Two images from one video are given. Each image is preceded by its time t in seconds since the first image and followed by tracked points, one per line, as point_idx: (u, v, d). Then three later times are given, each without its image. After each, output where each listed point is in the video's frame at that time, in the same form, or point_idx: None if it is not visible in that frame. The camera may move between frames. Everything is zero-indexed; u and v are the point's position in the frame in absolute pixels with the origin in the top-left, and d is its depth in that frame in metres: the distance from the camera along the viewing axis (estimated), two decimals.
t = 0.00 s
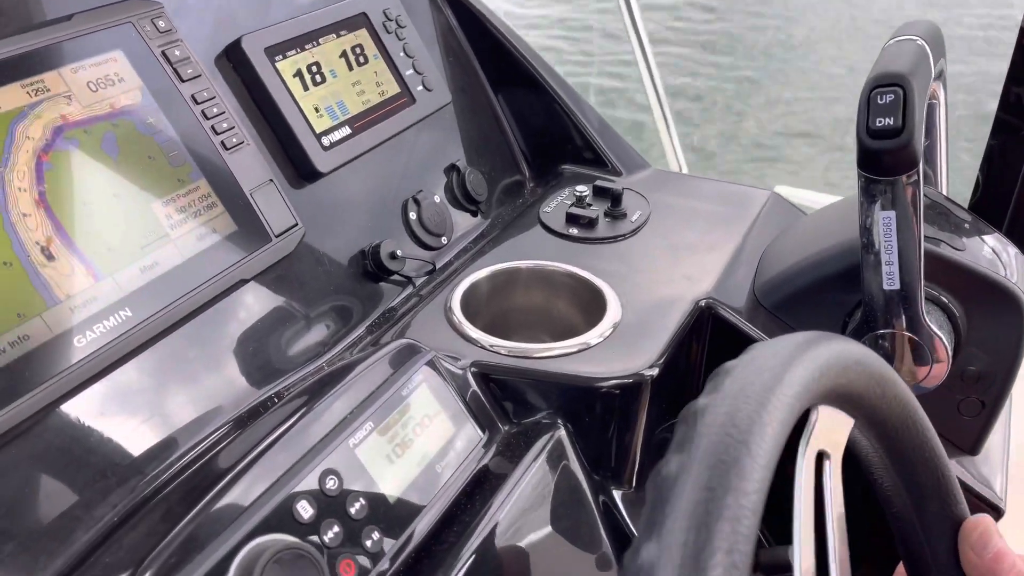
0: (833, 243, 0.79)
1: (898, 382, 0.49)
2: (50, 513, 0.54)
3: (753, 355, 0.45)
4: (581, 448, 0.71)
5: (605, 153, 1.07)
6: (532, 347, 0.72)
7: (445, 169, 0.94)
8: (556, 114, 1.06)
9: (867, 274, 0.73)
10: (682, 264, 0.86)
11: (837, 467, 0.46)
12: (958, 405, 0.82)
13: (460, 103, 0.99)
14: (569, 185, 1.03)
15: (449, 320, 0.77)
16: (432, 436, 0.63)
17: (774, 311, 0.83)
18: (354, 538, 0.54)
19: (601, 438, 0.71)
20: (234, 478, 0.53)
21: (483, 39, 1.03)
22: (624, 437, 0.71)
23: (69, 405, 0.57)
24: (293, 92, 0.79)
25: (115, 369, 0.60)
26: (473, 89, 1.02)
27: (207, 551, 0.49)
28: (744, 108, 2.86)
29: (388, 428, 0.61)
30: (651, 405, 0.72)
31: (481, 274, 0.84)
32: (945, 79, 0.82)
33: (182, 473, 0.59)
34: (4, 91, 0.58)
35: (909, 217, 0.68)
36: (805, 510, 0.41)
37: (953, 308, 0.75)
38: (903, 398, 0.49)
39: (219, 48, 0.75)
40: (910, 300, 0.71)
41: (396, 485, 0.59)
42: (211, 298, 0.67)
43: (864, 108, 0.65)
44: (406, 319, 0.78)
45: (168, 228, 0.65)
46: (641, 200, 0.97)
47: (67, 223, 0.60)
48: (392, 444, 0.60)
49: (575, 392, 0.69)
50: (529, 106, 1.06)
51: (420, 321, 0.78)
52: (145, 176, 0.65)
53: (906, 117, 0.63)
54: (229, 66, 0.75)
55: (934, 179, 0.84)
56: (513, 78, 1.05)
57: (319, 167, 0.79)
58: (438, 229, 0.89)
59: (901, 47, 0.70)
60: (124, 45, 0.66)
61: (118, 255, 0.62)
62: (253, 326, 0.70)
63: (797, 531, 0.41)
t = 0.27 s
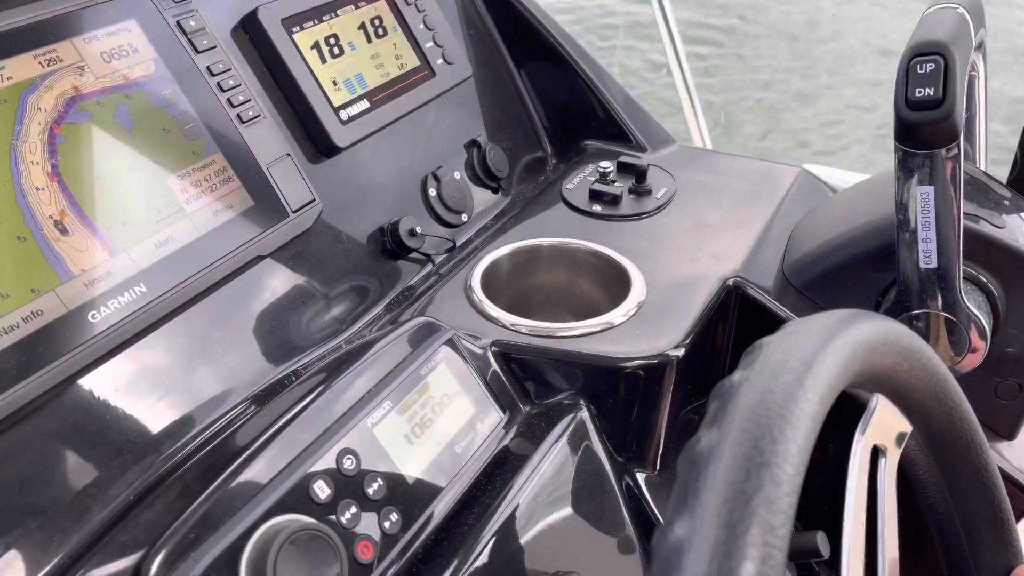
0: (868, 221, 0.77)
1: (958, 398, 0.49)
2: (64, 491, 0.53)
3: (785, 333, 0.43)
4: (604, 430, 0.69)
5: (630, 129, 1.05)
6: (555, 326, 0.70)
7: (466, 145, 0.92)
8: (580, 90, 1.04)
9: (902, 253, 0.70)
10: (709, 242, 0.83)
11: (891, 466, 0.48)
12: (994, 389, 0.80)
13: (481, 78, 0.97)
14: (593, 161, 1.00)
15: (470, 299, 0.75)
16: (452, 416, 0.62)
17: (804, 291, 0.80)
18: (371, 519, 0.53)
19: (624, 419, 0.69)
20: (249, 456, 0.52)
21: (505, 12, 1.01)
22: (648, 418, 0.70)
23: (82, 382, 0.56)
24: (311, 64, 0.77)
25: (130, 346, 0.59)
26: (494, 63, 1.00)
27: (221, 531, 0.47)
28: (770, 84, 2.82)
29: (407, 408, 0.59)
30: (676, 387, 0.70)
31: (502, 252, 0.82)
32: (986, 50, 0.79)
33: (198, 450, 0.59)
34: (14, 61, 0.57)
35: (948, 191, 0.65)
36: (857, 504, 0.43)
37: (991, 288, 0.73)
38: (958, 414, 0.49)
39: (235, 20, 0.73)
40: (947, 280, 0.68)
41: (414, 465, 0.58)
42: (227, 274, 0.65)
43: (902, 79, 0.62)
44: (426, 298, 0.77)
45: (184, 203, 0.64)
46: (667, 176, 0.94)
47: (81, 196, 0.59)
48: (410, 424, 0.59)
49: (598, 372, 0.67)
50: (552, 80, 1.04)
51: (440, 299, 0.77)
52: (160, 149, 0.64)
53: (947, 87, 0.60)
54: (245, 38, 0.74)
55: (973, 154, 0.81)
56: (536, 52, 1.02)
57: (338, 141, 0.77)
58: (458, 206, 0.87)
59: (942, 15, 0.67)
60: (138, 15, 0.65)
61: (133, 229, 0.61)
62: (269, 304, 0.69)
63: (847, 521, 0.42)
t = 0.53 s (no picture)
0: (895, 197, 0.76)
1: (1000, 403, 0.49)
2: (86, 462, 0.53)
3: (808, 306, 0.42)
4: (623, 407, 0.69)
5: (652, 107, 1.04)
6: (574, 303, 0.70)
7: (485, 122, 0.92)
8: (601, 66, 1.03)
9: (929, 231, 0.69)
10: (731, 219, 0.82)
11: (928, 462, 0.47)
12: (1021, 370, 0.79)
13: (502, 54, 0.96)
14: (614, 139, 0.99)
15: (488, 276, 0.75)
16: (470, 391, 0.62)
17: (827, 269, 0.79)
18: (389, 491, 0.54)
19: (643, 397, 0.69)
20: (268, 429, 0.52)
21: None
22: (667, 397, 0.69)
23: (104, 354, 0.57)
24: (330, 40, 0.77)
25: (150, 319, 0.59)
26: (515, 40, 0.99)
27: (240, 502, 0.48)
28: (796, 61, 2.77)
29: (425, 382, 0.59)
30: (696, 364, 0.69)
31: (522, 228, 0.81)
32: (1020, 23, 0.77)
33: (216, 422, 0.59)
34: (34, 35, 0.57)
35: (977, 166, 0.64)
36: (890, 495, 0.42)
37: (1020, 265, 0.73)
38: (1003, 419, 0.50)
39: None
40: (976, 256, 0.67)
41: (432, 440, 0.58)
42: (246, 249, 0.66)
43: (931, 51, 0.61)
44: (444, 275, 0.77)
45: (204, 178, 0.64)
46: (689, 153, 0.93)
47: (102, 170, 0.59)
48: (427, 399, 0.59)
49: (617, 349, 0.67)
50: (572, 57, 1.03)
51: (459, 277, 0.76)
52: (180, 124, 0.64)
53: (977, 60, 0.58)
54: (264, 14, 0.73)
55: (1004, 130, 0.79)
56: (557, 28, 1.01)
57: (357, 118, 0.77)
58: (478, 183, 0.87)
59: None
60: None
61: (153, 204, 0.61)
62: (290, 280, 0.69)
63: (878, 511, 0.41)
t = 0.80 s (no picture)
0: (930, 173, 0.75)
1: None
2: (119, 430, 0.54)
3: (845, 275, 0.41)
4: (651, 383, 0.69)
5: (679, 84, 1.03)
6: (602, 279, 0.70)
7: (512, 100, 0.91)
8: (629, 44, 1.02)
9: (964, 208, 0.67)
10: (760, 197, 0.81)
11: (971, 446, 0.48)
12: None
13: (530, 31, 0.96)
14: (641, 117, 0.99)
15: (516, 252, 0.75)
16: (498, 364, 0.62)
17: (858, 248, 0.78)
18: (418, 461, 0.54)
19: (671, 374, 0.69)
20: (299, 398, 0.52)
21: None
22: (695, 374, 0.69)
23: (137, 323, 0.57)
24: (360, 15, 0.77)
25: (180, 292, 0.60)
26: (543, 17, 0.98)
27: (273, 468, 0.48)
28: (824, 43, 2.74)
29: (453, 355, 0.59)
30: (726, 341, 0.69)
31: (550, 205, 0.81)
32: None
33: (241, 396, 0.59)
34: (68, 7, 0.58)
35: (1015, 142, 0.63)
36: (929, 478, 0.43)
37: None
38: None
39: None
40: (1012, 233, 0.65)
41: (460, 412, 0.58)
42: (276, 223, 0.66)
43: (969, 24, 0.61)
44: (471, 251, 0.77)
45: (235, 151, 0.65)
46: (718, 131, 0.92)
47: (135, 142, 0.60)
48: (456, 371, 0.59)
49: (645, 325, 0.67)
50: (601, 35, 1.02)
51: (486, 253, 0.76)
52: (211, 98, 0.64)
53: (1016, 32, 0.59)
54: None
55: None
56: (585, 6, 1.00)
57: (386, 93, 0.77)
58: (505, 161, 0.87)
59: None
60: None
61: (185, 176, 0.61)
62: (317, 255, 0.69)
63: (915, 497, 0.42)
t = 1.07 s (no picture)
0: (965, 155, 0.73)
1: None
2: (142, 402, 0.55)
3: (883, 249, 0.40)
4: (676, 365, 0.68)
5: (705, 64, 1.02)
6: (627, 259, 0.69)
7: (536, 79, 0.91)
8: (655, 23, 1.01)
9: (998, 190, 0.65)
10: (788, 179, 0.80)
11: (1009, 441, 0.50)
12: None
13: (555, 10, 0.95)
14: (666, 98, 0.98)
15: (540, 232, 0.74)
16: (522, 343, 0.62)
17: (888, 231, 0.76)
18: (441, 438, 0.54)
19: (695, 356, 0.68)
20: (323, 373, 0.52)
21: None
22: (720, 356, 0.68)
23: (160, 297, 0.57)
24: None
25: (204, 267, 0.60)
26: None
27: (297, 442, 0.48)
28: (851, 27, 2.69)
29: (477, 333, 0.59)
30: (751, 322, 0.68)
31: (575, 185, 0.80)
32: None
33: (250, 381, 0.59)
34: None
35: None
36: (967, 472, 0.47)
37: None
38: None
39: None
40: None
41: (483, 390, 0.57)
42: (300, 200, 0.66)
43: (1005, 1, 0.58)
44: (494, 230, 0.76)
45: (260, 127, 0.64)
46: (744, 112, 0.91)
47: (160, 116, 0.59)
48: (480, 349, 0.58)
49: (671, 306, 0.66)
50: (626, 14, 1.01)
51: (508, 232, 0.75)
52: (235, 73, 0.64)
53: None
54: None
55: None
56: None
57: (410, 71, 0.76)
58: (528, 141, 0.86)
59: None
60: None
61: (210, 151, 0.61)
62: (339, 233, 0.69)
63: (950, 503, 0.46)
